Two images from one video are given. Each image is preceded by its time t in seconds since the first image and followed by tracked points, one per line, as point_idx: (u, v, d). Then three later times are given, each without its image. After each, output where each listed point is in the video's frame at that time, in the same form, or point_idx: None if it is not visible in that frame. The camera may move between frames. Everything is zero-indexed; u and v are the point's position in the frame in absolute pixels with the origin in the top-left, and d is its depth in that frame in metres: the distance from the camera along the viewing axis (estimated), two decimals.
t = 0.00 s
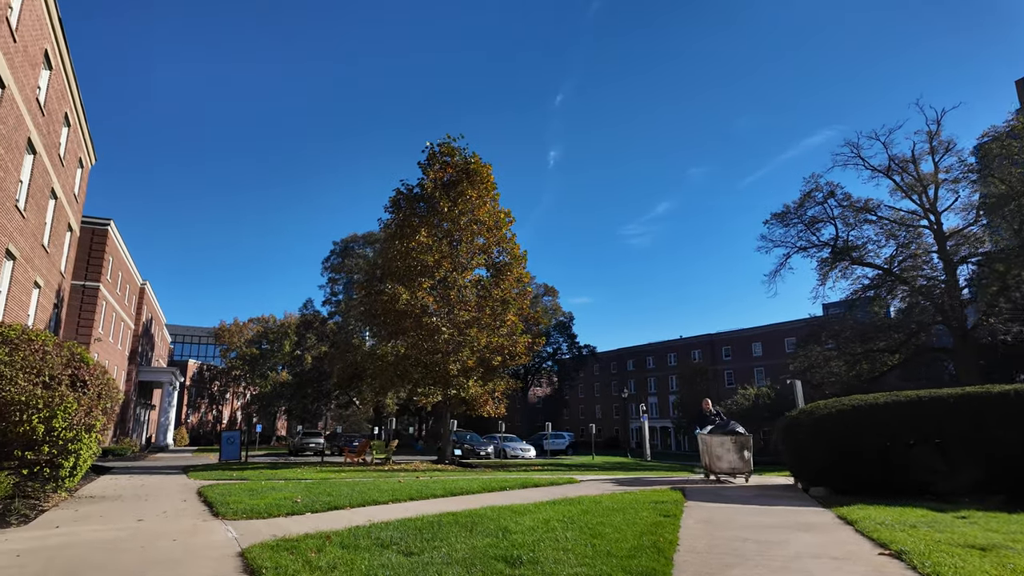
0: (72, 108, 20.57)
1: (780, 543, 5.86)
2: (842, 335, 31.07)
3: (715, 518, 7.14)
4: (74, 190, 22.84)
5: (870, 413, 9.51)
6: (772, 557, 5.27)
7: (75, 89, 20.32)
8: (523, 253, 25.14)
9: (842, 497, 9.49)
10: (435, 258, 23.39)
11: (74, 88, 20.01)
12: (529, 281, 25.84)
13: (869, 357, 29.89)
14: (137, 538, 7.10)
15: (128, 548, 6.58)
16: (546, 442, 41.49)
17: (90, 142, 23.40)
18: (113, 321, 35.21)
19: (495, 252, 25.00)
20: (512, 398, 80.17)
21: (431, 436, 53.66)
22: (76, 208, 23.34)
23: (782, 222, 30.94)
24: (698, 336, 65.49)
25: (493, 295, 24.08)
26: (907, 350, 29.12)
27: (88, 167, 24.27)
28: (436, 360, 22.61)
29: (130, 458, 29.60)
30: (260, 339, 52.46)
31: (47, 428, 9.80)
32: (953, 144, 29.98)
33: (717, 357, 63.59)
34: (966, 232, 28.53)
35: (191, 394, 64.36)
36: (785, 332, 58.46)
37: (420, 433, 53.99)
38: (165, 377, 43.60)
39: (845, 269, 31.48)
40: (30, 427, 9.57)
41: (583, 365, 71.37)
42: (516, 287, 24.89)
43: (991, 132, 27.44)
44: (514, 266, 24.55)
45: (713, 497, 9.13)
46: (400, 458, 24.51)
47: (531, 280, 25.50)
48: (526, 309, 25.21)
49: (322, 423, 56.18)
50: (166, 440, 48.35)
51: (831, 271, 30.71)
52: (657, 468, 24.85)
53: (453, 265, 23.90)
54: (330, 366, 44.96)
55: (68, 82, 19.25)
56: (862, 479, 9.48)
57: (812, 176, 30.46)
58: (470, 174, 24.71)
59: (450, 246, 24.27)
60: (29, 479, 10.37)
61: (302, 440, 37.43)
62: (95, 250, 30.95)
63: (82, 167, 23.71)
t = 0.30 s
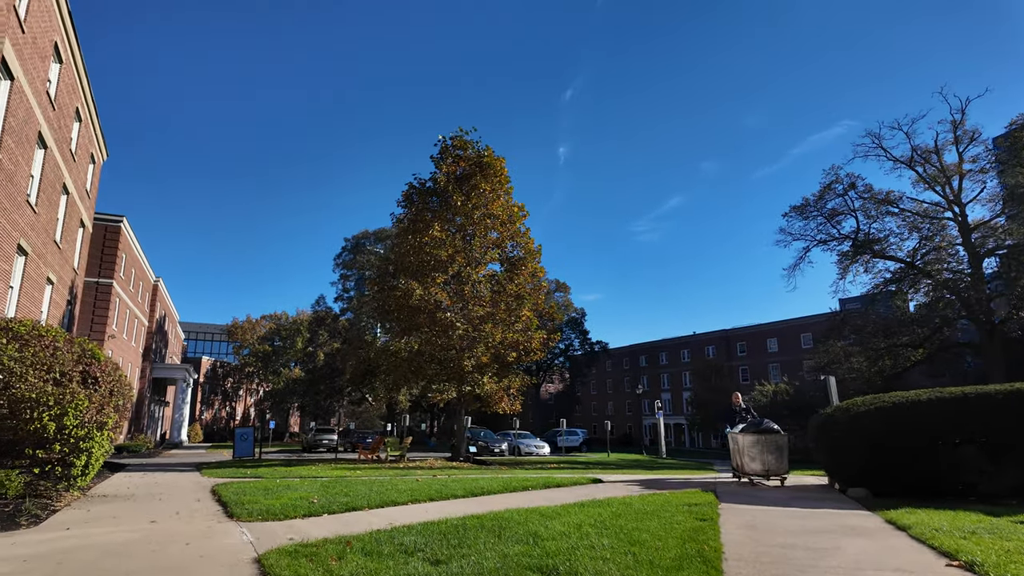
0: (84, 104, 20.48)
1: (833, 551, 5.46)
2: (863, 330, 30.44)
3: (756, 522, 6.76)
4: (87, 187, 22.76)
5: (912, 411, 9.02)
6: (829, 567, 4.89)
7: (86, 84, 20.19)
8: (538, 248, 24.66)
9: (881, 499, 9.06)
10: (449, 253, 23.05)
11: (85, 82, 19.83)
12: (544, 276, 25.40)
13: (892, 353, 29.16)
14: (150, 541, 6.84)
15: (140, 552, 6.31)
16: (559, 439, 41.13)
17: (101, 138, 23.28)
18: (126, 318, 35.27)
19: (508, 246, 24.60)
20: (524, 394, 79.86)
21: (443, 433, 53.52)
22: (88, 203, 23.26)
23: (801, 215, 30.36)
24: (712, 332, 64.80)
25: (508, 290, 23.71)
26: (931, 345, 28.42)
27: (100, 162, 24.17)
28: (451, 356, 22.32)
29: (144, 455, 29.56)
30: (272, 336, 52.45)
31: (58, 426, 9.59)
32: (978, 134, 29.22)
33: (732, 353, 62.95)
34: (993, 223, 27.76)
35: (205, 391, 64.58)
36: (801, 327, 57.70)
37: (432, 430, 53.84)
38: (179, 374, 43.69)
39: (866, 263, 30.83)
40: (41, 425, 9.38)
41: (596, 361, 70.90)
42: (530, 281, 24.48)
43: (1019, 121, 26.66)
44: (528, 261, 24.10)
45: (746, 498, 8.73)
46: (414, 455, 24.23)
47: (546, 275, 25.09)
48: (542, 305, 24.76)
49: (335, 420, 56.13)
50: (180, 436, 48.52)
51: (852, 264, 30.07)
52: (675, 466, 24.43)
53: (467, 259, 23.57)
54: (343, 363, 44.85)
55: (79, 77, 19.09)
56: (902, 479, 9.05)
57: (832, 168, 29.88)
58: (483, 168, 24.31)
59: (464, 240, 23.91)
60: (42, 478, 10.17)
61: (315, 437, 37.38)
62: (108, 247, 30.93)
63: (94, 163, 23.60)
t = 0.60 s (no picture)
0: (110, 104, 20.58)
1: (909, 561, 5.03)
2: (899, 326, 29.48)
3: (815, 527, 6.33)
4: (114, 187, 22.92)
5: (977, 408, 8.42)
6: None
7: (112, 84, 20.28)
8: (562, 243, 24.17)
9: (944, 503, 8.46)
10: (472, 249, 22.73)
11: (111, 82, 19.90)
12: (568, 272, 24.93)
13: (929, 350, 28.20)
14: (179, 543, 6.61)
15: (170, 554, 6.07)
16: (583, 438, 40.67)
17: (128, 138, 23.40)
18: (153, 319, 35.64)
19: (532, 242, 24.18)
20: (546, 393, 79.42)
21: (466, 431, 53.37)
22: (115, 203, 23.42)
23: (833, 208, 29.58)
24: (738, 330, 63.70)
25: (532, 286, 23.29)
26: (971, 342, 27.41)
27: (126, 162, 24.31)
28: (476, 353, 22.03)
29: (172, 453, 29.81)
30: (296, 336, 52.78)
31: (85, 424, 9.41)
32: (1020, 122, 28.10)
33: (758, 351, 61.85)
34: None
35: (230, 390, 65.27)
36: (830, 324, 56.39)
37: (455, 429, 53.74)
38: (205, 373, 44.13)
39: (901, 257, 29.89)
40: (69, 422, 9.34)
41: (618, 359, 70.21)
42: (555, 278, 24.02)
43: None
44: (552, 257, 23.60)
45: (796, 500, 8.27)
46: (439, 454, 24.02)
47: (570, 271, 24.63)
48: (566, 301, 24.27)
49: (358, 419, 56.32)
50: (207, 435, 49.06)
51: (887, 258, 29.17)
52: (705, 466, 23.87)
53: (491, 256, 23.23)
54: (366, 361, 44.90)
55: (104, 76, 19.15)
56: (967, 482, 8.43)
57: (865, 159, 29.02)
58: (506, 163, 23.94)
59: (487, 236, 23.57)
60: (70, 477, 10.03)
61: (339, 435, 37.44)
62: (134, 248, 31.21)
63: (120, 163, 23.74)
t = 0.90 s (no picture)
0: (124, 101, 20.48)
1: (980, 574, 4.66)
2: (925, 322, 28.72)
3: (865, 534, 5.94)
4: (128, 184, 22.85)
5: None
6: None
7: (126, 81, 20.16)
8: (579, 238, 23.71)
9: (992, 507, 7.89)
10: (488, 245, 22.38)
11: (125, 78, 19.80)
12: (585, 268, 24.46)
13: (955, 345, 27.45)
14: (194, 548, 6.35)
15: (184, 560, 5.80)
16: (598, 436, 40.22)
17: (141, 135, 23.32)
18: (168, 316, 35.69)
19: (548, 237, 23.75)
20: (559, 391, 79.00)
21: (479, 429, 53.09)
22: (130, 201, 23.38)
23: (855, 201, 29.02)
24: (754, 326, 62.87)
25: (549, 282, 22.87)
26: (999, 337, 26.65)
27: (140, 160, 24.26)
28: (492, 350, 21.70)
29: (187, 450, 29.80)
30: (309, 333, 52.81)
31: (99, 422, 9.27)
32: None
33: (775, 348, 61.03)
34: None
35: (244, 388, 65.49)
36: (849, 320, 55.45)
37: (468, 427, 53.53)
38: (220, 371, 44.21)
39: (926, 251, 29.20)
40: (83, 421, 9.17)
41: (632, 356, 69.63)
42: (572, 274, 23.57)
43: None
44: (569, 252, 23.15)
45: (836, 502, 7.89)
46: (455, 452, 23.76)
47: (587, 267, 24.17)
48: (583, 297, 23.83)
49: (371, 416, 56.27)
50: (222, 432, 49.24)
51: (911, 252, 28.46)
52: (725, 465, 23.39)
53: (506, 251, 22.87)
54: (380, 359, 44.76)
55: (118, 73, 19.02)
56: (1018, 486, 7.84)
57: (888, 150, 28.35)
58: (522, 157, 23.58)
59: (503, 232, 23.22)
60: (85, 476, 9.84)
61: (353, 433, 37.34)
62: (149, 246, 31.18)
63: (134, 161, 23.68)
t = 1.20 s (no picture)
0: (132, 95, 20.25)
1: None
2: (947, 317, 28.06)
3: (923, 540, 5.51)
4: (136, 180, 22.65)
5: None
6: None
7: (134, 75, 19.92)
8: (592, 232, 23.25)
9: None
10: (500, 240, 21.98)
11: (133, 72, 19.54)
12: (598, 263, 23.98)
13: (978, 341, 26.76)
14: (204, 552, 6.02)
15: (193, 566, 5.46)
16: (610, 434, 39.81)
17: (150, 131, 23.12)
18: (178, 314, 35.60)
19: (561, 232, 23.29)
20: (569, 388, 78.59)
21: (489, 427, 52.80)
22: (138, 197, 23.17)
23: (874, 194, 28.38)
24: (767, 322, 62.15)
25: (562, 277, 22.43)
26: None
27: (149, 155, 24.06)
28: (504, 347, 21.31)
29: (198, 448, 29.68)
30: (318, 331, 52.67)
31: (106, 420, 8.99)
32: None
33: (787, 344, 60.28)
34: None
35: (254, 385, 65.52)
36: (864, 315, 54.65)
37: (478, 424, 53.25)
38: (230, 368, 44.15)
39: (946, 244, 28.53)
40: (89, 418, 8.88)
41: (642, 353, 69.11)
42: (585, 269, 23.10)
43: None
44: (582, 247, 22.67)
45: (879, 504, 7.44)
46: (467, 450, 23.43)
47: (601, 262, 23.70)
48: (597, 293, 23.38)
49: (381, 413, 56.07)
50: (232, 430, 49.23)
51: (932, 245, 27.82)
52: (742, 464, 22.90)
53: (519, 246, 22.45)
54: (390, 356, 44.53)
55: (126, 66, 18.77)
56: None
57: (908, 141, 27.72)
58: (533, 150, 23.14)
59: (515, 226, 22.82)
60: (91, 476, 9.54)
61: (364, 430, 37.12)
62: (159, 243, 31.00)
63: (143, 156, 23.48)
